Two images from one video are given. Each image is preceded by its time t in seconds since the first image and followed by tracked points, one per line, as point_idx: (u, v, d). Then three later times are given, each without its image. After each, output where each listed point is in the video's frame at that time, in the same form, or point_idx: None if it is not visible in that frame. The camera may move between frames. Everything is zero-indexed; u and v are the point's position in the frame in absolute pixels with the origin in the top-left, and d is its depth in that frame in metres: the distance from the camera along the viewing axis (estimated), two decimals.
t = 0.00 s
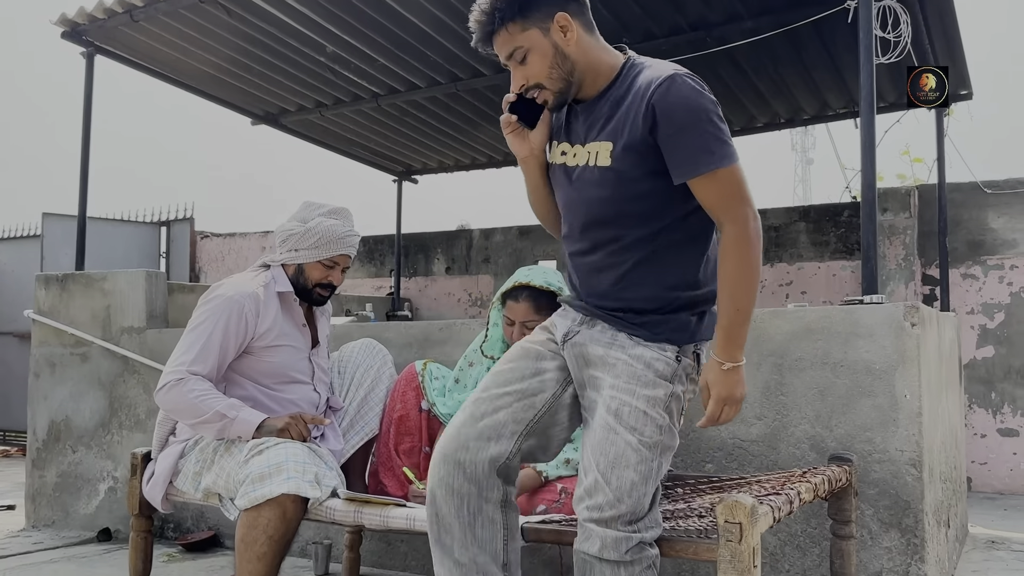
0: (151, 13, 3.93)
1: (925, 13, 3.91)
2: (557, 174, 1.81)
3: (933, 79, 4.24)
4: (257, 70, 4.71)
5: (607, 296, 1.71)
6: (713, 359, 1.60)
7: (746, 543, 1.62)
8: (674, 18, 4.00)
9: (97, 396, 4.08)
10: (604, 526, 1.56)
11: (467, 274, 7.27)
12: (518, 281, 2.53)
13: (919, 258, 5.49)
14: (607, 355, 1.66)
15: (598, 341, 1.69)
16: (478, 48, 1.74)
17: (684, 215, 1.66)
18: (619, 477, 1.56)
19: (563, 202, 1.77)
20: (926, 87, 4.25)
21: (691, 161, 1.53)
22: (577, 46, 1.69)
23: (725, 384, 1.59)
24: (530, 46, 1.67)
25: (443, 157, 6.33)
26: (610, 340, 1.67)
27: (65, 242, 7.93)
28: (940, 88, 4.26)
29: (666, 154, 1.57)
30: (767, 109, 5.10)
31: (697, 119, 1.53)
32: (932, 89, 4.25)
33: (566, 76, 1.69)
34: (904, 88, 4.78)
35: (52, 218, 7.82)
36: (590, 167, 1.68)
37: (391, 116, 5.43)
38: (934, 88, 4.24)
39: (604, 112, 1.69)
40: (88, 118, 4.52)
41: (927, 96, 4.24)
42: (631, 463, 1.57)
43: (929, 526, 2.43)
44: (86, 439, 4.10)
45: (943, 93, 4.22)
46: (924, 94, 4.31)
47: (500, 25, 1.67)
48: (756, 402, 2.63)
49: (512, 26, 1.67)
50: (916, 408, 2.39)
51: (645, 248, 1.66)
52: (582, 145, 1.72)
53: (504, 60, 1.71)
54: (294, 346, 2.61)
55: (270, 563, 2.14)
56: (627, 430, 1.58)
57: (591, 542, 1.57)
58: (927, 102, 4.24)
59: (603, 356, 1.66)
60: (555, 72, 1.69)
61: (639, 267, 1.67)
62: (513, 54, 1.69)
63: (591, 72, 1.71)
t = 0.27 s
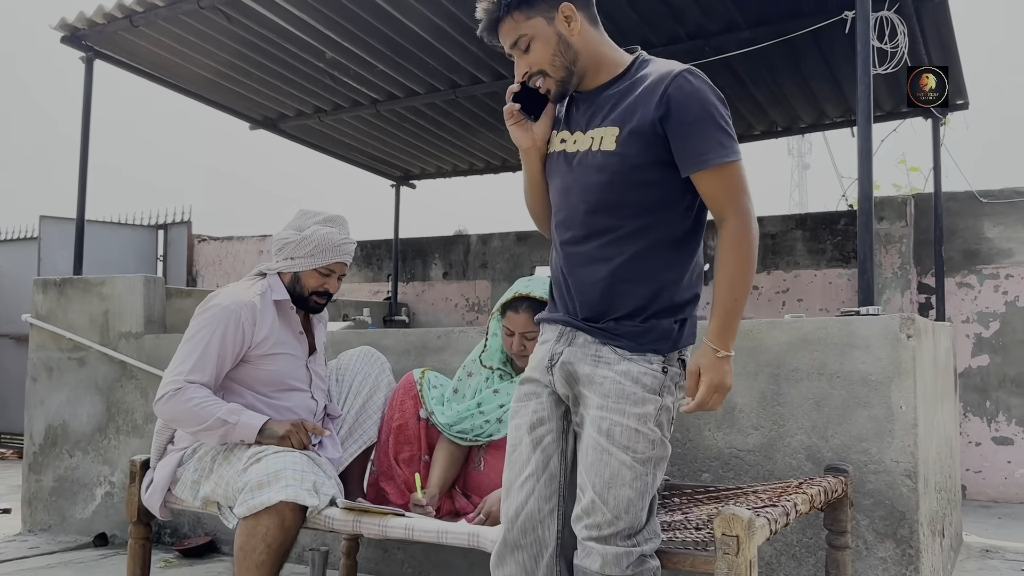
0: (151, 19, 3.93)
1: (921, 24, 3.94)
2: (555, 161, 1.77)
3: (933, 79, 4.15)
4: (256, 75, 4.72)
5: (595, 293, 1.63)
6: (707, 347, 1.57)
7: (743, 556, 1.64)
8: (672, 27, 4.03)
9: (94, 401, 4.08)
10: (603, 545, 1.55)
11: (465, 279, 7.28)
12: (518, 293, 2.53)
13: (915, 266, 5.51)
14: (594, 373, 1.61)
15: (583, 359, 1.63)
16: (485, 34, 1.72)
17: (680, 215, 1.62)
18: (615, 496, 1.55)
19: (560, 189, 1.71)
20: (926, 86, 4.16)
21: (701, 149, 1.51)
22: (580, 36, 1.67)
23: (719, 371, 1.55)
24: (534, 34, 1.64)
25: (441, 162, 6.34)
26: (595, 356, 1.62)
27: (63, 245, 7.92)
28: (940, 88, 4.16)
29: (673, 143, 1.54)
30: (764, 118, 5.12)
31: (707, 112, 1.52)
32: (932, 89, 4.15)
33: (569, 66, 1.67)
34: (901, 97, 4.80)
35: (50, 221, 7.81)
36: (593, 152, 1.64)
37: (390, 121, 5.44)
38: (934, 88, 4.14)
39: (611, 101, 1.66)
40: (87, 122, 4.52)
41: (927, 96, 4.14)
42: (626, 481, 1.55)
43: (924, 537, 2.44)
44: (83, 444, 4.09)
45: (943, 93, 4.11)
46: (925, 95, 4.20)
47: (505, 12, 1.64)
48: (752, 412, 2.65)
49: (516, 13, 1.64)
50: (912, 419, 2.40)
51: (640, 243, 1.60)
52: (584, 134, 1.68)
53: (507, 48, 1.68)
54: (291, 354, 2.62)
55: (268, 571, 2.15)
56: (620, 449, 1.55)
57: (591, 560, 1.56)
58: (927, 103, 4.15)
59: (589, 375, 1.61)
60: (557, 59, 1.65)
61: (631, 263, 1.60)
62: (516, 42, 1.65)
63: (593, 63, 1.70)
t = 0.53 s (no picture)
0: (149, 21, 3.93)
1: (917, 32, 3.96)
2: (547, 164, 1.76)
3: (933, 79, 4.17)
4: (254, 78, 4.72)
5: (577, 295, 1.63)
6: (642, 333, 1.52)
7: (738, 565, 1.65)
8: (669, 33, 4.04)
9: (90, 403, 4.08)
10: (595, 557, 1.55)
11: (461, 282, 7.28)
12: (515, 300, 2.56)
13: (909, 272, 5.54)
14: (575, 385, 1.60)
15: (565, 369, 1.62)
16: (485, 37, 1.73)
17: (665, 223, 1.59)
18: (603, 508, 1.55)
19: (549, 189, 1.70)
20: (926, 87, 4.17)
21: (689, 157, 1.47)
22: (578, 39, 1.66)
23: (646, 360, 1.50)
24: (532, 37, 1.64)
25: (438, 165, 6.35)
26: (576, 367, 1.61)
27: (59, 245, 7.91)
28: (940, 88, 4.17)
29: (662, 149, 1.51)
30: (760, 123, 5.14)
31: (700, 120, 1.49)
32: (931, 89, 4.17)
33: (565, 69, 1.66)
34: (896, 103, 4.83)
35: (46, 222, 7.80)
36: (582, 153, 1.63)
37: (387, 124, 5.45)
38: (934, 88, 4.15)
39: (604, 106, 1.64)
40: (85, 124, 4.52)
41: (927, 96, 4.15)
42: (613, 491, 1.55)
43: (917, 544, 2.46)
44: (79, 446, 4.09)
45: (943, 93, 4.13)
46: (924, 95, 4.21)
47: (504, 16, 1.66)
48: (747, 419, 2.66)
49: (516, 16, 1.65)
50: (906, 427, 2.42)
51: (624, 249, 1.59)
52: (575, 138, 1.67)
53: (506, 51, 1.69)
54: (288, 359, 2.62)
55: None
56: (604, 462, 1.55)
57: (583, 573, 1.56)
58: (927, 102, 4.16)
59: (569, 389, 1.61)
60: (553, 62, 1.65)
61: (614, 267, 1.59)
62: (515, 44, 1.66)
63: (591, 66, 1.69)
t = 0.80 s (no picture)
0: (146, 22, 3.92)
1: (912, 37, 3.98)
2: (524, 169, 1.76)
3: (933, 79, 4.19)
4: (250, 78, 4.72)
5: (550, 298, 1.62)
6: (605, 303, 1.51)
7: (732, 571, 1.66)
8: (666, 37, 4.05)
9: (86, 403, 4.07)
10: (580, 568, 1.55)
11: (458, 283, 7.29)
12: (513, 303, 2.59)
13: (904, 275, 5.56)
14: (547, 398, 1.60)
15: (538, 382, 1.63)
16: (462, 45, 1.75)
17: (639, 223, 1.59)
18: (582, 517, 1.54)
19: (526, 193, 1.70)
20: (926, 86, 4.18)
21: (663, 155, 1.47)
22: (551, 49, 1.67)
23: (604, 330, 1.49)
24: (506, 46, 1.66)
25: (435, 166, 6.35)
26: (547, 379, 1.61)
27: (55, 244, 7.89)
28: (940, 89, 4.20)
29: (636, 149, 1.51)
30: (756, 126, 5.16)
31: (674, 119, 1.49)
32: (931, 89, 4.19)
33: (538, 79, 1.67)
34: (892, 107, 4.84)
35: (42, 220, 7.79)
36: (557, 154, 1.63)
37: (384, 126, 5.45)
38: (934, 88, 4.18)
39: (582, 107, 1.64)
40: (81, 124, 4.51)
41: (928, 96, 4.17)
42: (591, 501, 1.54)
43: (911, 549, 2.47)
44: (74, 447, 4.09)
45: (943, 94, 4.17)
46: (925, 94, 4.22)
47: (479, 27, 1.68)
48: (743, 423, 2.67)
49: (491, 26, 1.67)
50: (900, 433, 2.43)
51: (597, 250, 1.58)
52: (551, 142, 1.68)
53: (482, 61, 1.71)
54: (287, 364, 2.63)
55: None
56: (579, 473, 1.55)
57: None
58: (927, 102, 4.19)
59: (540, 403, 1.61)
60: (527, 72, 1.67)
61: (586, 269, 1.59)
62: (489, 53, 1.68)
63: (566, 74, 1.69)
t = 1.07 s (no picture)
0: (144, 20, 3.92)
1: (910, 38, 3.98)
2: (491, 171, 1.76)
3: (932, 79, 4.19)
4: (248, 77, 4.71)
5: (509, 295, 1.61)
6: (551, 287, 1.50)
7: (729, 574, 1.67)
8: (664, 37, 4.06)
9: (83, 402, 4.07)
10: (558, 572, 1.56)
11: (455, 281, 7.29)
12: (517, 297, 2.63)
13: (900, 276, 5.58)
14: (508, 409, 1.61)
15: (499, 392, 1.63)
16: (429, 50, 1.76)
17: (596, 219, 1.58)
18: (552, 524, 1.55)
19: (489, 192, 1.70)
20: (926, 86, 4.19)
21: (616, 149, 1.46)
22: (512, 53, 1.66)
23: (550, 313, 1.48)
24: (467, 50, 1.66)
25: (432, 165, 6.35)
26: (507, 390, 1.62)
27: (51, 242, 7.88)
28: (940, 88, 4.20)
29: (590, 143, 1.50)
30: (753, 126, 5.17)
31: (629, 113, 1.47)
32: (931, 89, 4.19)
33: (498, 81, 1.67)
34: (889, 108, 4.86)
35: (39, 218, 7.77)
36: (516, 151, 1.62)
37: (382, 124, 5.44)
38: (934, 88, 4.18)
39: (542, 104, 1.63)
40: (78, 122, 4.51)
41: (928, 96, 4.18)
42: (561, 509, 1.55)
43: (906, 550, 2.49)
44: (71, 445, 4.09)
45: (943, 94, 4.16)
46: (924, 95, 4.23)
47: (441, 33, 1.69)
48: (739, 424, 2.68)
49: (453, 31, 1.68)
50: (896, 434, 2.44)
51: (553, 246, 1.57)
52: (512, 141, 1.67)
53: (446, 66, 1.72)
54: (289, 367, 2.64)
55: None
56: (545, 484, 1.55)
57: None
58: (926, 103, 4.19)
59: (500, 413, 1.63)
60: (487, 75, 1.66)
61: (543, 266, 1.57)
62: (452, 58, 1.69)
63: (527, 76, 1.68)
